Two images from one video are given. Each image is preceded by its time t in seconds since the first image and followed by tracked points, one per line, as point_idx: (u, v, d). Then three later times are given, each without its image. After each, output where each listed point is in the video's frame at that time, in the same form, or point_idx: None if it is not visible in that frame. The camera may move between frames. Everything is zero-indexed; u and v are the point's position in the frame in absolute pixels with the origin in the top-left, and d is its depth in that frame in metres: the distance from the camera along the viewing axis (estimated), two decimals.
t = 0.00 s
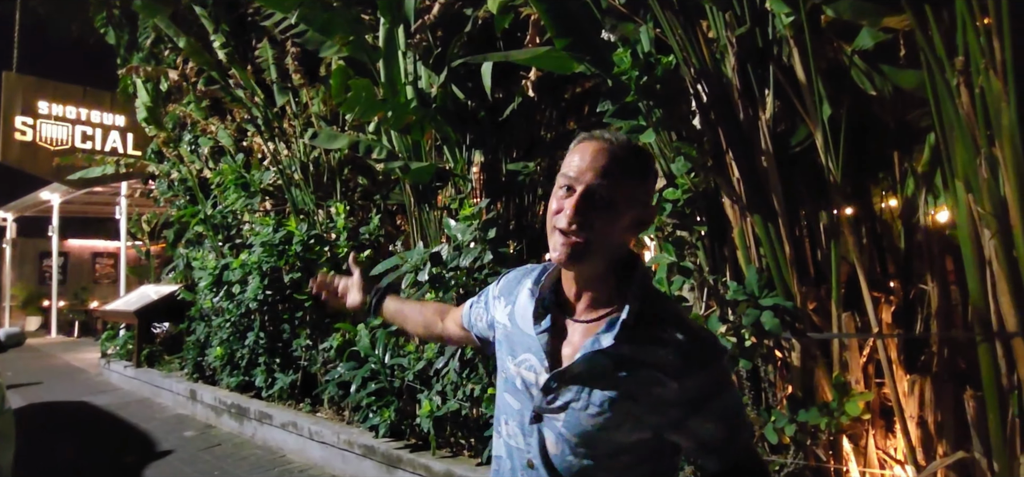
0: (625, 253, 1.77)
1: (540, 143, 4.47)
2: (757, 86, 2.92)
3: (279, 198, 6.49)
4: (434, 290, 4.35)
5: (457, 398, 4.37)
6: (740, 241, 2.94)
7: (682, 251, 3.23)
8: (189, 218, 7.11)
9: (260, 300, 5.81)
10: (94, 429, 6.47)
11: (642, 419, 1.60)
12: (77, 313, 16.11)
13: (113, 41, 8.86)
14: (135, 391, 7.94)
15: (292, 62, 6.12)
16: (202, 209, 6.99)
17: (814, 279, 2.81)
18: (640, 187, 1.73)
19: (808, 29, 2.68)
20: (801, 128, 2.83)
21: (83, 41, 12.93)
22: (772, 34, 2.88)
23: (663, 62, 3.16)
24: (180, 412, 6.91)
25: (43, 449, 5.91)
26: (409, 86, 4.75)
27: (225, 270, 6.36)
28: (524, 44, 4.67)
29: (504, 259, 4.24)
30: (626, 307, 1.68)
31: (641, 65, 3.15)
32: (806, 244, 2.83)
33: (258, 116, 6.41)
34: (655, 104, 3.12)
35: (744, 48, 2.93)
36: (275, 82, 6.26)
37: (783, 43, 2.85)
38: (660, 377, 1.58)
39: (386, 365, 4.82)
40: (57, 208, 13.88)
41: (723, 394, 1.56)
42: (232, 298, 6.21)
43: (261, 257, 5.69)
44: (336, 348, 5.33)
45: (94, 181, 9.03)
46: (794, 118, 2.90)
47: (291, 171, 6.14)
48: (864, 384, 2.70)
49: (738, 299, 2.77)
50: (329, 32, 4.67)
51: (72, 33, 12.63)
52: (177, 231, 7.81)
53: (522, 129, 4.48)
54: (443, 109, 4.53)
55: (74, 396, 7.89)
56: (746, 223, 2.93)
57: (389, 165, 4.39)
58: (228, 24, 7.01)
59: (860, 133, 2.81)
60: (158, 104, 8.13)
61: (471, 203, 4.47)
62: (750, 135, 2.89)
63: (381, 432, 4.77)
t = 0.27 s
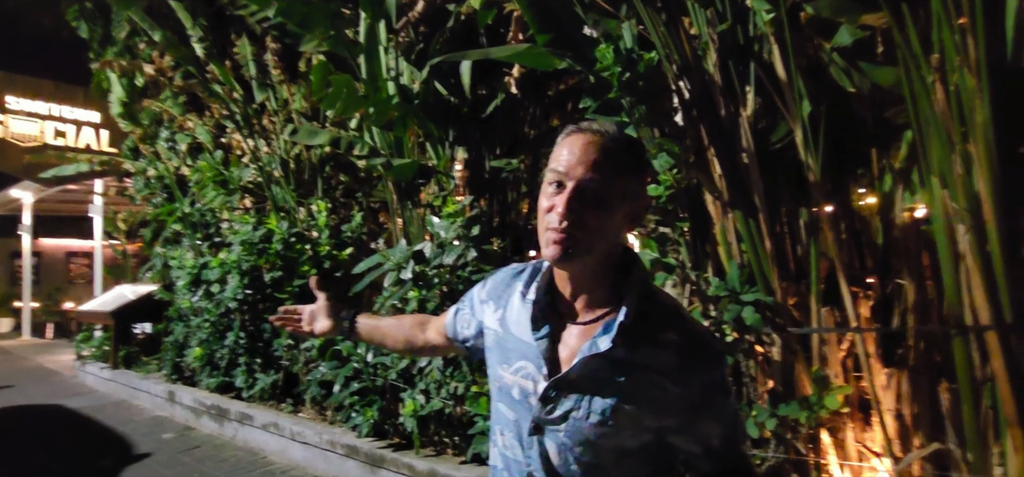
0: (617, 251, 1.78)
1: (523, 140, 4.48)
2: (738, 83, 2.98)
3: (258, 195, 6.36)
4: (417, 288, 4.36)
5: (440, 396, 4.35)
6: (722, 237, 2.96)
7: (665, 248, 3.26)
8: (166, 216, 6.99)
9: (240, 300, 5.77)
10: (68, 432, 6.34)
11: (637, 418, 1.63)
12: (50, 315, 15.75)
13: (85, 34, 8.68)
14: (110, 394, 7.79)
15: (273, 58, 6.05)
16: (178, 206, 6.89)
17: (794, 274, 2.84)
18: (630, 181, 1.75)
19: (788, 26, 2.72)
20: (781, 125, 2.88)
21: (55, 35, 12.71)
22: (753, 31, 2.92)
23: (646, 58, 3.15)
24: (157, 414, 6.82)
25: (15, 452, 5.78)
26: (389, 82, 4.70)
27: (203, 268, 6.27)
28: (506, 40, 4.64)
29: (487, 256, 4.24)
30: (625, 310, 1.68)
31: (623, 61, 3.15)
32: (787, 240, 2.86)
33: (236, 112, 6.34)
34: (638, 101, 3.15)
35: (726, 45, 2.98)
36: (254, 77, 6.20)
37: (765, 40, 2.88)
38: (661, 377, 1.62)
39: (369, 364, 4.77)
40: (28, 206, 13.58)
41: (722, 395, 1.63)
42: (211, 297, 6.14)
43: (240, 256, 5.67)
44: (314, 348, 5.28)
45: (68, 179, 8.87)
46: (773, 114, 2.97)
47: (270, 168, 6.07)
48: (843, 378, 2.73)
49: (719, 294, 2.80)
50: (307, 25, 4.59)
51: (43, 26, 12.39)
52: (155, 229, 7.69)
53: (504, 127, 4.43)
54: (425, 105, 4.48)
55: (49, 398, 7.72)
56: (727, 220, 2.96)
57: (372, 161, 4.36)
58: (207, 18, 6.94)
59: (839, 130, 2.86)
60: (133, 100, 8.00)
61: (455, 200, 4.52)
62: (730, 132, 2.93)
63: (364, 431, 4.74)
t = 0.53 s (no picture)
0: (620, 252, 1.78)
1: (514, 140, 4.48)
2: (728, 83, 2.99)
3: (246, 194, 6.32)
4: (407, 289, 4.30)
5: (430, 398, 4.34)
6: (713, 238, 2.97)
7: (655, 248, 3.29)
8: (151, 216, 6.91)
9: (227, 301, 5.70)
10: (50, 435, 6.25)
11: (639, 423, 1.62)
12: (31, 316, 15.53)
13: (68, 30, 8.56)
14: (94, 395, 7.69)
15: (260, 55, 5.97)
16: (164, 205, 6.82)
17: (784, 274, 2.85)
18: (630, 181, 1.73)
19: (779, 27, 2.73)
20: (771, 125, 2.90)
21: (37, 31, 12.53)
22: (744, 31, 2.93)
23: (637, 58, 3.15)
24: (142, 416, 6.75)
25: None
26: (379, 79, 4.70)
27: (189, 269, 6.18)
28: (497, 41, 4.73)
29: (479, 256, 4.22)
30: (627, 317, 1.66)
31: (614, 60, 3.14)
32: (777, 241, 2.86)
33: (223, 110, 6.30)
34: (630, 101, 3.15)
35: (717, 45, 2.98)
36: (241, 75, 6.13)
37: (755, 40, 2.89)
38: (666, 386, 1.60)
39: (359, 365, 4.76)
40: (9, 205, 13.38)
41: (728, 401, 1.60)
42: (197, 298, 6.08)
43: (227, 256, 5.58)
44: (303, 350, 5.25)
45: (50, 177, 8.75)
46: (763, 115, 2.98)
47: (258, 168, 6.05)
48: (832, 378, 2.75)
49: (710, 294, 2.78)
50: (293, 23, 4.54)
51: (24, 22, 12.21)
52: (140, 228, 7.60)
53: (496, 126, 4.49)
54: (415, 102, 4.45)
55: (31, 401, 7.61)
56: (718, 221, 2.95)
57: (359, 161, 4.32)
58: (193, 15, 6.89)
59: (828, 130, 2.89)
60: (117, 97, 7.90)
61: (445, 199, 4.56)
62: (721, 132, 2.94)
63: (353, 433, 4.72)
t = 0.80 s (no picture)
0: (608, 255, 1.78)
1: (499, 139, 4.48)
2: (714, 82, 2.99)
3: (227, 193, 6.25)
4: (391, 289, 4.30)
5: (415, 399, 4.31)
6: (698, 237, 2.97)
7: (641, 247, 3.29)
8: (128, 214, 6.80)
9: (207, 301, 5.66)
10: (25, 440, 6.14)
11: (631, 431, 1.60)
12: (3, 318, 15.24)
13: (41, 24, 8.41)
14: (70, 398, 7.57)
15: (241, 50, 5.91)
16: (142, 204, 6.72)
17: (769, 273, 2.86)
18: (619, 180, 1.73)
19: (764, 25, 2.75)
20: (755, 124, 2.93)
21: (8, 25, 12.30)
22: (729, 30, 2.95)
23: (623, 55, 3.14)
24: (120, 420, 6.65)
25: None
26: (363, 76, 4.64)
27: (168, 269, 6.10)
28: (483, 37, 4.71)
29: (464, 255, 4.22)
30: (617, 323, 1.65)
31: (599, 58, 3.14)
32: (761, 241, 2.87)
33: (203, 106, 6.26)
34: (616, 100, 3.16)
35: (702, 44, 2.98)
36: (221, 70, 6.04)
37: (739, 38, 2.92)
38: (659, 394, 1.59)
39: (342, 366, 4.72)
40: None
41: (720, 407, 1.60)
42: (176, 298, 6.01)
43: (206, 256, 5.53)
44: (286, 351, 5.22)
45: (24, 175, 8.59)
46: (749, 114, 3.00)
47: (240, 166, 6.01)
48: (817, 376, 2.76)
49: (695, 294, 2.79)
50: (273, 18, 4.49)
51: None
52: (117, 228, 7.48)
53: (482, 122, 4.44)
54: (400, 100, 4.38)
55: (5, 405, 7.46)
56: (704, 220, 2.96)
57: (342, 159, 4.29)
58: (171, 10, 6.80)
59: (812, 129, 2.91)
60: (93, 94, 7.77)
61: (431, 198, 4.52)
62: (706, 130, 2.95)
63: (337, 435, 4.69)
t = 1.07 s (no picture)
0: (593, 259, 1.80)
1: (483, 138, 4.46)
2: (699, 82, 2.97)
3: (202, 192, 6.19)
4: (372, 290, 4.25)
5: (397, 403, 4.28)
6: (683, 240, 2.97)
7: (626, 249, 3.22)
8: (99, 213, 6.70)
9: (181, 302, 5.62)
10: None
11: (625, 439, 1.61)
12: None
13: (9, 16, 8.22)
14: (39, 402, 7.41)
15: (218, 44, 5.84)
16: (112, 202, 6.52)
17: (754, 275, 2.85)
18: (603, 180, 1.74)
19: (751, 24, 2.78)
20: (740, 126, 2.94)
21: None
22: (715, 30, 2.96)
23: (608, 54, 3.20)
24: (91, 424, 6.53)
25: None
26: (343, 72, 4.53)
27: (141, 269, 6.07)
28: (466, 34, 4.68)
29: (446, 257, 4.25)
30: (604, 332, 1.68)
31: (585, 57, 3.18)
32: (746, 243, 2.87)
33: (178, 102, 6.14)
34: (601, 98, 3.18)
35: (688, 43, 2.98)
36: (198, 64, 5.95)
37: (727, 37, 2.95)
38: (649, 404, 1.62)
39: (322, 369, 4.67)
40: None
41: (710, 415, 1.65)
42: (150, 300, 5.93)
43: (182, 256, 5.50)
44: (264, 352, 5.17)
45: None
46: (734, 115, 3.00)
47: (217, 163, 5.95)
48: (802, 379, 2.76)
49: (681, 296, 2.80)
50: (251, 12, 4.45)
51: None
52: (88, 227, 7.34)
53: (463, 122, 4.43)
54: (381, 98, 4.36)
55: None
56: (689, 221, 2.95)
57: (321, 157, 4.23)
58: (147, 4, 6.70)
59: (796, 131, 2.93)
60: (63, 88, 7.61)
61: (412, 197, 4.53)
62: (692, 131, 2.95)
63: (316, 440, 4.61)
